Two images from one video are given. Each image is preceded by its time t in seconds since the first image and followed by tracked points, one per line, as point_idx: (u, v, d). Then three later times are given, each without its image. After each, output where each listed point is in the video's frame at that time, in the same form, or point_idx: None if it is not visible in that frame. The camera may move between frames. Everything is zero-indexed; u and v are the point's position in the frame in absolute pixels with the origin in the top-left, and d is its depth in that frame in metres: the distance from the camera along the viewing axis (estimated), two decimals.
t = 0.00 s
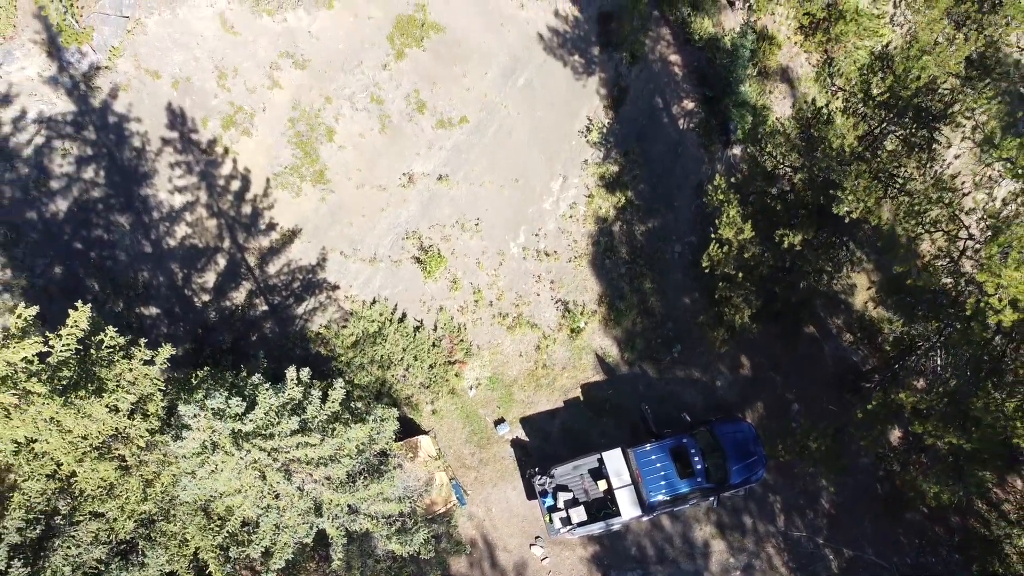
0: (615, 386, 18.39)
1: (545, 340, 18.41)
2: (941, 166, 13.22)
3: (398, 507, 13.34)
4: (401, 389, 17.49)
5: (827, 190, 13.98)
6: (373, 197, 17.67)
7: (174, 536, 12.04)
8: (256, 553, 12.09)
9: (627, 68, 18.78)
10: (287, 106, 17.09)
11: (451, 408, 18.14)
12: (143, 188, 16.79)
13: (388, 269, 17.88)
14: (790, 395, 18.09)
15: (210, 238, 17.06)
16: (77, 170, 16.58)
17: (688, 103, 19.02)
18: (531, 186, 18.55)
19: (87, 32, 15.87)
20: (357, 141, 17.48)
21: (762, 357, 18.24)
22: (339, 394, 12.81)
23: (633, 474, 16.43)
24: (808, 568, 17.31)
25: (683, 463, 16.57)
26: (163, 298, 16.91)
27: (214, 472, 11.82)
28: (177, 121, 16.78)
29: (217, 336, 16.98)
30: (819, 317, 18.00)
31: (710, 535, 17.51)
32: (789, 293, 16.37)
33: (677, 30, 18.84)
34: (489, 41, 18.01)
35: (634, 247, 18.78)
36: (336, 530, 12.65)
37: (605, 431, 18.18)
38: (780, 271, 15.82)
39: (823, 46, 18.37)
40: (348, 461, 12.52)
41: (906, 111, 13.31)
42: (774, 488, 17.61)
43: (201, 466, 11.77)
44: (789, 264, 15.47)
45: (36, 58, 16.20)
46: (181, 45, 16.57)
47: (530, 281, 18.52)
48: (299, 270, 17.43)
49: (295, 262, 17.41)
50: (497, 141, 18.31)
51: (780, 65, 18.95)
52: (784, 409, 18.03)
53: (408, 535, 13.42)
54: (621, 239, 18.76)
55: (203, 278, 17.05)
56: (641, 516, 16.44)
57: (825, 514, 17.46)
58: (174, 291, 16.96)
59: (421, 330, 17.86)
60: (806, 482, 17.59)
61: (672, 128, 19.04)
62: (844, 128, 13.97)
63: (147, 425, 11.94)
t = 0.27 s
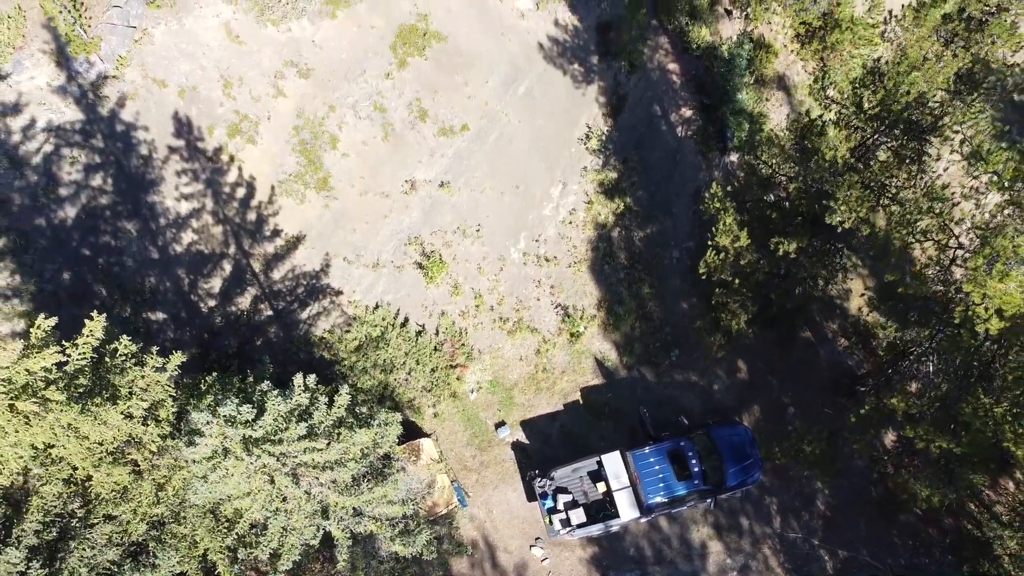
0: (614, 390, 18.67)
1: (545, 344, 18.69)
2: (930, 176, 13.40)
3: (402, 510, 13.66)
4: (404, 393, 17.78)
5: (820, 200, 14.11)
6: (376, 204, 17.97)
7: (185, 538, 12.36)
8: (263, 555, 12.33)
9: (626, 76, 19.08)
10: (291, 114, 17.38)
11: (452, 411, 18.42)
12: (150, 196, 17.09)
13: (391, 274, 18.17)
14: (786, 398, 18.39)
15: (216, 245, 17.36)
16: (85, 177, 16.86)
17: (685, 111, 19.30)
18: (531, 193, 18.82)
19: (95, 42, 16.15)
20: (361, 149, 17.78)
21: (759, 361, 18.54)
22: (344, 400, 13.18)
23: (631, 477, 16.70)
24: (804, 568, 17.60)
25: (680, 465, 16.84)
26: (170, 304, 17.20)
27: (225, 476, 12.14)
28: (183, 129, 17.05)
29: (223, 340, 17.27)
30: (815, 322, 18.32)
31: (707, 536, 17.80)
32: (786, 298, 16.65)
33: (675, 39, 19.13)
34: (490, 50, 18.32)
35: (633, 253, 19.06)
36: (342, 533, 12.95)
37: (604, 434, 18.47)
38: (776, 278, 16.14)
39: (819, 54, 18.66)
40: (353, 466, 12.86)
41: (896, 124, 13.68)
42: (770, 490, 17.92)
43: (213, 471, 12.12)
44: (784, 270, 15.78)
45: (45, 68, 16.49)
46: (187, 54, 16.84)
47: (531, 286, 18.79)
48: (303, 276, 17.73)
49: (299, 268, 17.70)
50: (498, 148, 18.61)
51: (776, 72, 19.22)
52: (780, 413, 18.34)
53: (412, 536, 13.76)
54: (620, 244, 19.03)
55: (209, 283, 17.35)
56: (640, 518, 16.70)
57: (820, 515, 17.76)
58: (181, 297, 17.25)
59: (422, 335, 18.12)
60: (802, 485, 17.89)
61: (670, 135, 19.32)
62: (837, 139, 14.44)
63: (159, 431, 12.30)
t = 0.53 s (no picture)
0: (613, 393, 18.95)
1: (545, 347, 18.95)
2: (922, 185, 13.69)
3: (405, 511, 14.00)
4: (406, 395, 18.06)
5: (814, 208, 14.53)
6: (379, 209, 18.25)
7: (196, 539, 12.69)
8: (272, 555, 12.68)
9: (626, 83, 19.36)
10: (296, 121, 17.66)
11: (454, 413, 18.67)
12: (157, 201, 17.37)
13: (393, 279, 18.44)
14: (782, 401, 18.67)
15: (221, 250, 17.65)
16: (93, 184, 17.14)
17: (684, 117, 19.57)
18: (532, 198, 19.08)
19: (103, 51, 16.48)
20: (364, 155, 18.06)
21: (756, 364, 18.82)
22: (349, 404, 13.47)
23: (630, 478, 16.98)
24: (800, 568, 17.91)
25: (679, 467, 17.11)
26: (176, 308, 17.49)
27: (235, 480, 12.39)
28: (189, 136, 17.34)
29: (228, 343, 17.58)
30: (811, 325, 18.61)
31: (704, 536, 18.10)
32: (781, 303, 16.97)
33: (673, 46, 19.38)
34: (492, 58, 18.61)
35: (632, 257, 19.33)
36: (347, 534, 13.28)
37: (604, 436, 18.75)
38: (771, 283, 16.49)
39: (815, 61, 18.77)
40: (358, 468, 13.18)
41: (887, 135, 13.89)
42: (767, 491, 18.21)
43: (224, 475, 12.34)
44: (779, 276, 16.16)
45: (53, 76, 16.76)
46: (192, 62, 17.12)
47: (531, 290, 19.05)
48: (307, 280, 18.02)
49: (303, 272, 18.00)
50: (499, 154, 18.88)
51: (773, 79, 19.52)
52: (777, 415, 18.63)
53: (415, 537, 14.10)
54: (619, 249, 19.30)
55: (214, 288, 17.64)
56: (639, 518, 17.00)
57: (816, 516, 18.06)
58: (187, 301, 17.54)
59: (424, 338, 18.39)
60: (798, 486, 18.19)
61: (669, 141, 19.58)
62: (831, 150, 14.42)
63: (170, 434, 12.52)
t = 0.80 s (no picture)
0: (613, 391, 19.22)
1: (545, 346, 19.21)
2: (915, 190, 13.96)
3: (409, 508, 14.32)
4: (409, 393, 18.36)
5: (809, 211, 14.79)
6: (382, 211, 18.51)
7: (206, 535, 13.03)
8: (280, 551, 12.90)
9: (625, 86, 19.59)
10: (300, 124, 17.96)
11: (455, 411, 18.94)
12: (163, 203, 17.64)
13: (396, 279, 18.71)
14: (779, 399, 18.96)
15: (227, 251, 17.92)
16: (101, 186, 17.41)
17: (683, 119, 19.81)
18: (532, 199, 19.31)
19: (109, 54, 16.70)
20: (367, 158, 18.34)
21: (753, 363, 19.11)
22: (355, 404, 13.86)
23: (629, 475, 17.25)
24: (795, 563, 18.22)
25: (676, 464, 17.42)
26: (182, 308, 17.77)
27: (244, 478, 12.72)
28: (195, 139, 17.61)
29: (234, 343, 17.87)
30: (807, 324, 18.93)
31: (702, 532, 18.42)
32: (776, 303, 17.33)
33: (672, 49, 19.60)
34: (493, 61, 18.88)
35: (631, 257, 19.57)
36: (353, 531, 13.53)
37: (603, 433, 19.04)
38: (767, 285, 16.84)
39: (812, 63, 18.94)
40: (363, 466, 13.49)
41: (880, 142, 14.03)
42: (763, 488, 18.51)
43: (233, 473, 12.69)
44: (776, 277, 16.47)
45: (61, 79, 17.02)
46: (198, 66, 17.44)
47: (531, 290, 19.28)
48: (311, 280, 18.30)
49: (307, 273, 18.28)
50: (500, 156, 19.12)
51: (771, 81, 19.69)
52: (774, 413, 18.91)
53: (418, 533, 14.42)
54: (618, 249, 19.54)
55: (220, 288, 17.92)
56: (638, 515, 17.26)
57: (812, 512, 18.37)
58: (193, 301, 17.83)
59: (427, 337, 18.67)
60: (794, 483, 18.50)
61: (668, 143, 19.82)
62: (825, 155, 14.48)
63: (181, 434, 12.98)
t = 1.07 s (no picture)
0: (612, 383, 19.52)
1: (546, 339, 19.49)
2: (907, 189, 14.19)
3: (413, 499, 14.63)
4: (411, 385, 18.66)
5: (805, 209, 15.06)
6: (384, 206, 18.77)
7: (217, 525, 13.42)
8: (289, 540, 13.35)
9: (625, 82, 19.78)
10: (303, 121, 18.25)
11: (457, 403, 19.25)
12: (169, 199, 17.90)
13: (399, 273, 18.97)
14: (776, 392, 19.25)
15: (232, 246, 18.19)
16: (107, 182, 17.66)
17: (682, 115, 20.01)
18: (532, 194, 19.54)
19: (116, 52, 17.17)
20: (370, 154, 18.60)
21: (750, 356, 19.39)
22: (360, 398, 14.13)
23: (628, 466, 17.58)
24: (791, 552, 18.57)
25: (674, 455, 17.76)
26: (188, 302, 18.06)
27: (254, 470, 13.09)
28: (200, 135, 17.87)
29: (239, 336, 18.17)
30: (804, 318, 19.20)
31: (699, 521, 18.77)
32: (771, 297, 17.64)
33: (671, 46, 19.79)
34: (494, 59, 19.14)
35: (630, 251, 19.82)
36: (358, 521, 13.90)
37: (602, 425, 19.34)
38: (763, 281, 17.15)
39: (810, 59, 19.13)
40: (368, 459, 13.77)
41: (874, 143, 14.23)
42: (760, 478, 18.84)
43: (242, 465, 13.06)
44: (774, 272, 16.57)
45: (68, 76, 17.27)
46: (203, 63, 17.80)
47: (532, 284, 19.55)
48: (315, 275, 18.57)
49: (310, 267, 18.54)
50: (501, 152, 19.35)
51: (770, 77, 19.86)
52: (770, 405, 19.21)
53: (421, 523, 14.75)
54: (618, 244, 19.78)
55: (225, 283, 18.21)
56: (636, 504, 17.63)
57: (807, 503, 18.70)
58: (199, 295, 18.12)
59: (429, 330, 18.95)
60: (790, 474, 18.82)
61: (667, 139, 20.02)
62: (821, 154, 14.67)
63: (192, 428, 13.33)
